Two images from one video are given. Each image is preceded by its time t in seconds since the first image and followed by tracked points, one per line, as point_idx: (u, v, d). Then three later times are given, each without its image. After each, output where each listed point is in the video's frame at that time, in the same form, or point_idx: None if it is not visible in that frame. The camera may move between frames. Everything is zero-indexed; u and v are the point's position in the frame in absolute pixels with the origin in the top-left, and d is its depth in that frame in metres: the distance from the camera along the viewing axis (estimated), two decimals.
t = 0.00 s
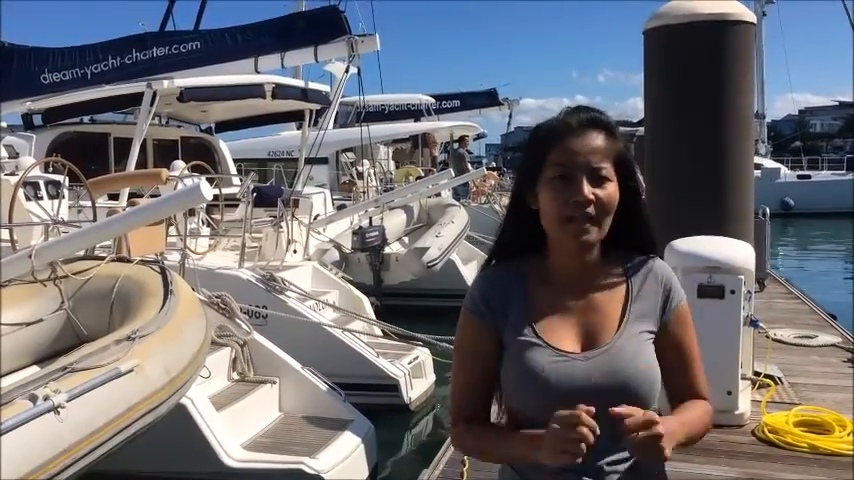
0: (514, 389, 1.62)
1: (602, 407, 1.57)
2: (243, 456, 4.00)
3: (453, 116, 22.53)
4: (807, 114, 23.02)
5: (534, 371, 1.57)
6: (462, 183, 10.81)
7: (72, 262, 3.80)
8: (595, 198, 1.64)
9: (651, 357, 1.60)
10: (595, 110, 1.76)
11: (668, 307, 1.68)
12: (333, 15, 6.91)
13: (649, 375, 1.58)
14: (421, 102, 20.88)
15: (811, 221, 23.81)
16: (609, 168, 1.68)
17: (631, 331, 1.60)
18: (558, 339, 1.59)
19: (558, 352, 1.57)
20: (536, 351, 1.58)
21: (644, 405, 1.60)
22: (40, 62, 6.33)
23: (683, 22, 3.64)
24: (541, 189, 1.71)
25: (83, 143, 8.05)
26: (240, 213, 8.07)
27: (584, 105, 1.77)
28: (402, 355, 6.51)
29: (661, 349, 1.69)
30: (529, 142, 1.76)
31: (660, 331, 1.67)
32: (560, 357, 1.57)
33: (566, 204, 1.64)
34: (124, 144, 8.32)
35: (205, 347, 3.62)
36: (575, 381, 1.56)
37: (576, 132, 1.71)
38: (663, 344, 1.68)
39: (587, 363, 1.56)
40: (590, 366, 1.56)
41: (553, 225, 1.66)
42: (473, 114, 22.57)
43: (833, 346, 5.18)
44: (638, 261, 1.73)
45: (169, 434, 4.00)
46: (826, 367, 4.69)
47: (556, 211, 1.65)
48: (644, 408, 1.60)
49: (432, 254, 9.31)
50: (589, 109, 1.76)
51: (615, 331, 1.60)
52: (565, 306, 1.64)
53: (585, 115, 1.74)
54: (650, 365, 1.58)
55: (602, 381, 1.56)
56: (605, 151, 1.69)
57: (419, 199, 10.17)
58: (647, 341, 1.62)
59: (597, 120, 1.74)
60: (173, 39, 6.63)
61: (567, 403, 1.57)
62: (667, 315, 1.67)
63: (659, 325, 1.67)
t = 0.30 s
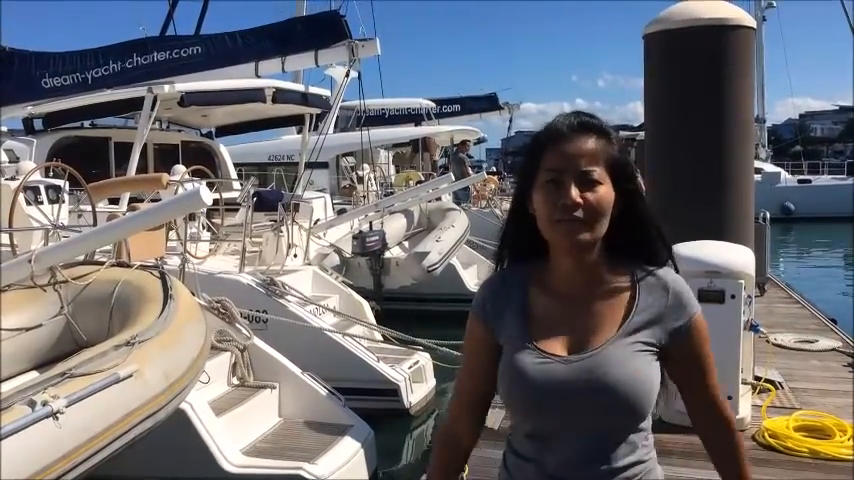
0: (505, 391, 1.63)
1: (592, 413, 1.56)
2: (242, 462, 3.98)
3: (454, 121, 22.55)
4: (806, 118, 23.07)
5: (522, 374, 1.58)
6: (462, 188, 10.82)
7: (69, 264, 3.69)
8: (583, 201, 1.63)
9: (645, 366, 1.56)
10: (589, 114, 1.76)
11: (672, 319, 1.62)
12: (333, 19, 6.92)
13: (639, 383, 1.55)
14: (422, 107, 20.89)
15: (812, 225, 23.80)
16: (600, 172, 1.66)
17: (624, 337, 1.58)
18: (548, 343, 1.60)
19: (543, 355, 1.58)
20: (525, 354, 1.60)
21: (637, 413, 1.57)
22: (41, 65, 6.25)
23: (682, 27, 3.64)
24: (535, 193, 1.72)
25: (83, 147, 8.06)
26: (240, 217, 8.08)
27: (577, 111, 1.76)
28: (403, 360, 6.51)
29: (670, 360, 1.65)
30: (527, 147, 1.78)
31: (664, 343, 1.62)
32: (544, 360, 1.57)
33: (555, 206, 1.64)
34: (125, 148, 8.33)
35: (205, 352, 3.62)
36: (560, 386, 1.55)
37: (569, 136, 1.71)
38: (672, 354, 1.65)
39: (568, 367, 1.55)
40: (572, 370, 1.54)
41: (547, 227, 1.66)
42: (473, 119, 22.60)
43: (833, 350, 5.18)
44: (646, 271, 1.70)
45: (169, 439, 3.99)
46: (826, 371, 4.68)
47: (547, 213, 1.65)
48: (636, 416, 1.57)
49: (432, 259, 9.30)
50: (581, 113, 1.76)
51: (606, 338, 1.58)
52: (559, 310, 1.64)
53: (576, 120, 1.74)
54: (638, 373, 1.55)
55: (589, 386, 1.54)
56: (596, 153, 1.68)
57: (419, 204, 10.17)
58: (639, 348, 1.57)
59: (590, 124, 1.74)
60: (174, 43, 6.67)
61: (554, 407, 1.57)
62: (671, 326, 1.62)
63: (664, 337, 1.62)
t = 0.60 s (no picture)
0: (506, 392, 1.64)
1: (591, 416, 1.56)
2: (241, 465, 3.97)
3: (454, 123, 22.57)
4: (807, 122, 23.07)
5: (524, 376, 1.59)
6: (463, 190, 10.82)
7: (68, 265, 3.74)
8: (595, 211, 1.64)
9: (648, 373, 1.57)
10: (607, 120, 1.75)
11: (679, 327, 1.61)
12: (333, 22, 6.92)
13: (642, 390, 1.55)
14: (422, 109, 20.90)
15: (812, 228, 23.81)
16: (614, 182, 1.67)
17: (627, 343, 1.58)
18: (551, 346, 1.60)
19: (546, 358, 1.59)
20: (528, 357, 1.60)
21: (639, 421, 1.57)
22: (42, 68, 6.33)
23: (682, 30, 3.65)
24: (546, 197, 1.72)
25: (84, 150, 8.06)
26: (241, 220, 8.08)
27: (595, 115, 1.76)
28: (403, 362, 6.51)
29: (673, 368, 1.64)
30: (541, 150, 1.78)
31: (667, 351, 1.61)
32: (546, 364, 1.58)
33: (565, 214, 1.64)
34: (126, 150, 8.33)
35: (204, 354, 3.62)
36: (561, 389, 1.56)
37: (584, 141, 1.71)
38: (679, 363, 1.63)
39: (571, 372, 1.55)
40: (575, 376, 1.55)
41: (555, 231, 1.67)
42: (474, 121, 22.60)
43: (834, 354, 5.18)
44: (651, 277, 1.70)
45: (168, 442, 3.99)
46: (826, 375, 4.68)
47: (557, 220, 1.66)
48: (636, 422, 1.57)
49: (433, 261, 9.28)
50: (598, 118, 1.76)
51: (610, 344, 1.58)
52: (563, 314, 1.64)
53: (595, 125, 1.74)
54: (642, 381, 1.55)
55: (589, 389, 1.54)
56: (612, 162, 1.68)
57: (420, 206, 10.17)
58: (643, 356, 1.57)
59: (608, 130, 1.73)
60: (175, 45, 6.66)
61: (555, 410, 1.58)
62: (677, 334, 1.61)
63: (666, 342, 1.61)
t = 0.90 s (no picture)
0: (518, 391, 1.64)
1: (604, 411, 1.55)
2: (241, 465, 3.97)
3: (456, 124, 22.57)
4: (809, 123, 23.05)
5: (537, 372, 1.59)
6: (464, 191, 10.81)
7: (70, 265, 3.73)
8: (604, 214, 1.65)
9: (659, 366, 1.56)
10: (611, 122, 1.76)
11: (686, 321, 1.61)
12: (335, 22, 6.92)
13: (654, 384, 1.55)
14: (423, 110, 20.89)
15: (812, 231, 23.80)
16: (623, 184, 1.68)
17: (639, 338, 1.57)
18: (564, 342, 1.61)
19: (559, 354, 1.59)
20: (541, 354, 1.60)
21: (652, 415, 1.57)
22: (44, 67, 6.33)
23: (684, 32, 3.64)
24: (555, 201, 1.73)
25: (86, 149, 8.06)
26: (242, 220, 8.08)
27: (600, 118, 1.77)
28: (404, 363, 6.51)
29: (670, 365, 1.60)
30: (548, 154, 1.79)
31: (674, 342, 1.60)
32: (559, 358, 1.58)
33: (576, 217, 1.65)
34: (127, 150, 8.33)
35: (205, 355, 3.61)
36: (574, 384, 1.55)
37: (591, 144, 1.72)
38: (668, 364, 1.60)
39: (585, 366, 1.55)
40: (589, 370, 1.55)
41: (566, 234, 1.67)
42: (475, 122, 22.60)
43: (835, 356, 5.17)
44: (660, 275, 1.70)
45: (168, 441, 3.98)
46: (827, 377, 4.67)
47: (567, 223, 1.67)
48: (648, 417, 1.57)
49: (434, 262, 9.27)
50: (603, 120, 1.77)
51: (622, 338, 1.58)
52: (575, 313, 1.65)
53: (600, 127, 1.74)
54: (654, 375, 1.55)
55: (601, 383, 1.54)
56: (618, 163, 1.69)
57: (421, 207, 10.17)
58: (655, 350, 1.57)
59: (612, 131, 1.74)
60: (176, 45, 6.66)
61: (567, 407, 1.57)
62: (685, 328, 1.60)
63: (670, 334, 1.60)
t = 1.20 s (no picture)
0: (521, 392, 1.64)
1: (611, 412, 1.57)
2: (242, 465, 3.97)
3: (458, 124, 22.55)
4: (811, 124, 23.00)
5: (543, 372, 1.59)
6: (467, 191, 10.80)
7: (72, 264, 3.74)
8: (606, 206, 1.62)
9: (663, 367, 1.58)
10: (612, 118, 1.75)
11: (692, 323, 1.63)
12: (338, 22, 6.92)
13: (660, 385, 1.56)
14: (426, 109, 20.88)
15: (815, 232, 23.76)
16: (623, 176, 1.66)
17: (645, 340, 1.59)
18: (568, 343, 1.61)
19: (563, 354, 1.59)
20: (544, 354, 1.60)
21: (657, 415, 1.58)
22: (47, 66, 6.36)
23: (687, 33, 3.63)
24: (556, 196, 1.71)
25: (88, 148, 8.06)
26: (244, 219, 8.07)
27: (599, 114, 1.77)
28: (406, 362, 6.51)
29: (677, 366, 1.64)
30: (548, 152, 1.78)
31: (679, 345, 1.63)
32: (564, 359, 1.58)
33: (577, 211, 1.63)
34: (130, 149, 8.33)
35: (207, 354, 3.62)
36: (582, 386, 1.56)
37: (591, 140, 1.71)
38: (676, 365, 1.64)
39: (591, 368, 1.56)
40: (594, 372, 1.56)
41: (567, 230, 1.65)
42: (477, 122, 22.57)
43: (838, 358, 5.16)
44: (661, 275, 1.72)
45: (170, 441, 3.98)
46: (829, 378, 4.66)
47: (568, 218, 1.64)
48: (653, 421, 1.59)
49: (436, 262, 9.27)
50: (603, 117, 1.76)
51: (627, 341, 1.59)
52: (578, 312, 1.65)
53: (600, 123, 1.74)
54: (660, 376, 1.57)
55: (609, 387, 1.56)
56: (619, 158, 1.68)
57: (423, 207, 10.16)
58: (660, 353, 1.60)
59: (613, 128, 1.73)
60: (179, 45, 6.67)
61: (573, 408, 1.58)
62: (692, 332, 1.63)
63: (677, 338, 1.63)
